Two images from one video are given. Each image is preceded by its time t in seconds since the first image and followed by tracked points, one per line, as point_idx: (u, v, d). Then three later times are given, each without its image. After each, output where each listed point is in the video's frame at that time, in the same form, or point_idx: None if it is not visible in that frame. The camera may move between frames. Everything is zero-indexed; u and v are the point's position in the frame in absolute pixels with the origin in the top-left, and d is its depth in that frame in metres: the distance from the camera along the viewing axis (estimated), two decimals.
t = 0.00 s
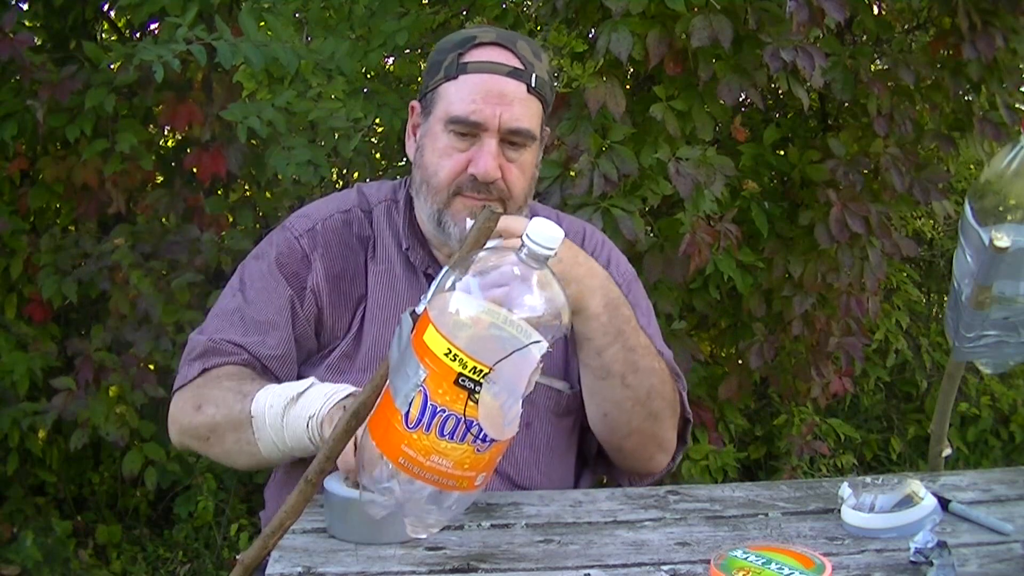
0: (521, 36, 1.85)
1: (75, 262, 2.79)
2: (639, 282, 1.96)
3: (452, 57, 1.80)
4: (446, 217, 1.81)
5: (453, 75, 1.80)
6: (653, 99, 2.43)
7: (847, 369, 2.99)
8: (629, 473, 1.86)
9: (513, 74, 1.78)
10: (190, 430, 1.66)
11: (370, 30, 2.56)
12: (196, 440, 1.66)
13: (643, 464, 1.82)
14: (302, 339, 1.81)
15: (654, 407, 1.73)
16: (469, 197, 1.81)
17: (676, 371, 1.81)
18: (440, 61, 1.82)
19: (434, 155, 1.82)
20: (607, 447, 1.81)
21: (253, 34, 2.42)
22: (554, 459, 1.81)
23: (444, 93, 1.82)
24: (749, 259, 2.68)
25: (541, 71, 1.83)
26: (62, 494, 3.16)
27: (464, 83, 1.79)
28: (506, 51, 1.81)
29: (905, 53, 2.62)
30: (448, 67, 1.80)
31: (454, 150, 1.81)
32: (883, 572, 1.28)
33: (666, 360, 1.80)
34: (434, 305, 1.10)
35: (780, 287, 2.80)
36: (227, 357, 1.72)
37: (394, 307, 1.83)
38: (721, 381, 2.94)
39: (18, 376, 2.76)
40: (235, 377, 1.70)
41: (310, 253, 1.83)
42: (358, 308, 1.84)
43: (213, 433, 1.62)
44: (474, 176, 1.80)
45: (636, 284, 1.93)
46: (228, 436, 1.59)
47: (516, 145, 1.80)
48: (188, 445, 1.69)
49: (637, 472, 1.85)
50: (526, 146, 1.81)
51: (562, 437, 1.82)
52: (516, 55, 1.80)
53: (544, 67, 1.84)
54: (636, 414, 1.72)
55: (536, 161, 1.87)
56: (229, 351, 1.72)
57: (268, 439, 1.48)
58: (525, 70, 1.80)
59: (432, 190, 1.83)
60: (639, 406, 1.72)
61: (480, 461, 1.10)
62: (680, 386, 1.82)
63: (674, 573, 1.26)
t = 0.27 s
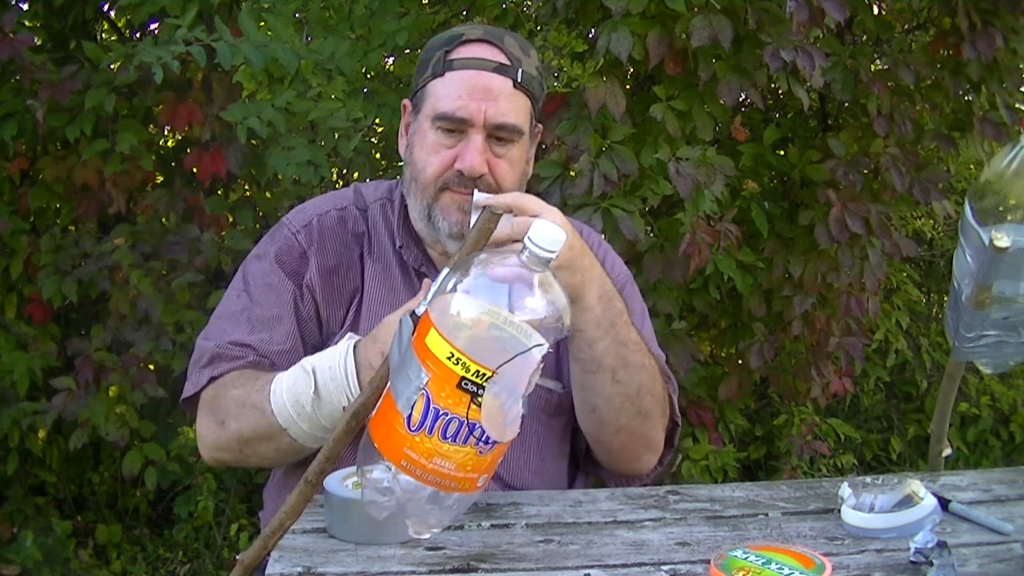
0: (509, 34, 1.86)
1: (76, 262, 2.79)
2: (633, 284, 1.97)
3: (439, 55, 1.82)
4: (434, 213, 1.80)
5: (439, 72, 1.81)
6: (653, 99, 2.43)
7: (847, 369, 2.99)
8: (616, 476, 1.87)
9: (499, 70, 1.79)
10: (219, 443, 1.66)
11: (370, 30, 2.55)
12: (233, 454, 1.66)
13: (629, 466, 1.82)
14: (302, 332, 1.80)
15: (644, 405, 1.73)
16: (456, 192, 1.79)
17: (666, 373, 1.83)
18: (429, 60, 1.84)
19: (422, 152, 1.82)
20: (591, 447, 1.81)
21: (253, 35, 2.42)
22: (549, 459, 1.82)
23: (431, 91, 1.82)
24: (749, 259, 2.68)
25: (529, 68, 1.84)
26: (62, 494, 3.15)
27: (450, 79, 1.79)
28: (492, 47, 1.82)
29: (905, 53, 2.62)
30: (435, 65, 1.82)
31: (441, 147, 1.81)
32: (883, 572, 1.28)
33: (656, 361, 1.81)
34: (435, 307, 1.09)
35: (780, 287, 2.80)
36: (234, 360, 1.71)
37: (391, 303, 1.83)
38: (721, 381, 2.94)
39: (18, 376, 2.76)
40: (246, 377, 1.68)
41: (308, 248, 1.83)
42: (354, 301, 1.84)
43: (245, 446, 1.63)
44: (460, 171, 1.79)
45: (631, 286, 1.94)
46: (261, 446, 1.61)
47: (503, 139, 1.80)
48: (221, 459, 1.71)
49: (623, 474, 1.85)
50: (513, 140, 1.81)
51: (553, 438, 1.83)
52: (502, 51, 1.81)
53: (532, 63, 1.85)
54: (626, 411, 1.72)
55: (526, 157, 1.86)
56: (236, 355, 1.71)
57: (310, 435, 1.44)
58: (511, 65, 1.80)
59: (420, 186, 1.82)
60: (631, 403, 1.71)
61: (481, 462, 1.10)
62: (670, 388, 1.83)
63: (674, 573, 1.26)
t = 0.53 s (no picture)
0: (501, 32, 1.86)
1: (75, 262, 2.79)
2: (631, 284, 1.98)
3: (431, 55, 1.82)
4: (430, 214, 1.80)
5: (431, 73, 1.81)
6: (653, 99, 2.43)
7: (847, 369, 2.99)
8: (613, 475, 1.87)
9: (491, 69, 1.79)
10: (235, 458, 1.66)
11: (370, 30, 2.55)
12: (247, 468, 1.67)
13: (625, 468, 1.82)
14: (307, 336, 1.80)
15: (642, 409, 1.73)
16: (451, 193, 1.80)
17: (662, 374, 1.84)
18: (420, 60, 1.84)
19: (416, 153, 1.82)
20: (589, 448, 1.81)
21: (253, 35, 2.42)
22: (548, 458, 1.82)
23: (423, 91, 1.82)
24: (749, 259, 2.68)
25: (520, 66, 1.83)
26: (62, 494, 3.15)
27: (442, 80, 1.79)
28: (483, 46, 1.82)
29: (905, 53, 2.62)
30: (426, 66, 1.82)
31: (434, 148, 1.81)
32: (883, 572, 1.28)
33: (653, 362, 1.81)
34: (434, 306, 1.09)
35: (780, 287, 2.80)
36: (244, 370, 1.70)
37: (388, 302, 1.82)
38: (721, 381, 2.94)
39: (18, 376, 2.76)
40: (263, 398, 1.67)
41: (307, 251, 1.84)
42: (352, 303, 1.84)
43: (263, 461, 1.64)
44: (453, 172, 1.79)
45: (628, 286, 1.95)
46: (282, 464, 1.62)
47: (496, 139, 1.81)
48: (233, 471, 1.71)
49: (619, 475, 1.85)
50: (506, 140, 1.81)
51: (552, 437, 1.83)
52: (493, 50, 1.81)
53: (524, 61, 1.85)
54: (624, 416, 1.72)
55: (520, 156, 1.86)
56: (245, 365, 1.71)
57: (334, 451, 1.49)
58: (503, 64, 1.80)
59: (415, 187, 1.82)
60: (628, 408, 1.71)
61: (480, 461, 1.10)
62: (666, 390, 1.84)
63: (674, 573, 1.26)
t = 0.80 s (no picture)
0: (501, 35, 1.85)
1: (75, 262, 2.79)
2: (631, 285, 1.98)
3: (431, 61, 1.81)
4: (433, 224, 1.81)
5: (432, 80, 1.80)
6: (653, 99, 2.43)
7: (847, 369, 2.99)
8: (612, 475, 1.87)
9: (492, 76, 1.79)
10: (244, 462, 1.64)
11: (370, 30, 2.55)
12: (252, 468, 1.65)
13: (621, 466, 1.82)
14: (312, 335, 1.80)
15: (640, 408, 1.73)
16: (455, 203, 1.80)
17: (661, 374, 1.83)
18: (420, 66, 1.83)
19: (419, 161, 1.83)
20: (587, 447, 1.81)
21: (253, 35, 2.42)
22: (548, 458, 1.82)
23: (425, 98, 1.82)
24: (749, 259, 2.68)
25: (521, 71, 1.83)
26: (62, 494, 3.15)
27: (443, 87, 1.79)
28: (484, 52, 1.81)
29: (905, 53, 2.62)
30: (427, 72, 1.81)
31: (438, 156, 1.81)
32: (883, 572, 1.28)
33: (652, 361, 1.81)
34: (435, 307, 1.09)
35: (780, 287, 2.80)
36: (250, 369, 1.70)
37: (390, 302, 1.83)
38: (721, 381, 2.94)
39: (18, 376, 2.76)
40: (270, 398, 1.65)
41: (309, 250, 1.85)
42: (355, 301, 1.84)
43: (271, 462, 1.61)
44: (458, 181, 1.79)
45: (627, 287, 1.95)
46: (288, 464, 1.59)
47: (499, 147, 1.80)
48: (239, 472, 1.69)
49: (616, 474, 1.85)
50: (509, 148, 1.80)
51: (552, 437, 1.83)
52: (494, 56, 1.80)
53: (524, 65, 1.84)
54: (623, 414, 1.72)
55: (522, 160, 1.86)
56: (251, 363, 1.71)
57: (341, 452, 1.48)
58: (504, 71, 1.80)
59: (420, 196, 1.83)
60: (627, 407, 1.71)
61: (480, 462, 1.10)
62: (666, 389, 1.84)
63: (674, 573, 1.26)
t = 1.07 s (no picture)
0: (497, 33, 1.84)
1: (75, 262, 2.79)
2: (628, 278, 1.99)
3: (428, 65, 1.80)
4: (435, 226, 1.82)
5: (429, 84, 1.80)
6: (653, 99, 2.43)
7: (847, 369, 2.99)
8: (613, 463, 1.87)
9: (490, 79, 1.77)
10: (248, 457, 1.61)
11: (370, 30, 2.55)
12: (258, 465, 1.62)
13: (630, 447, 1.80)
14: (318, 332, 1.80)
15: (644, 380, 1.73)
16: (457, 205, 1.80)
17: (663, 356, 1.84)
18: (416, 69, 1.83)
19: (420, 165, 1.83)
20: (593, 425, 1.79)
21: (253, 35, 2.42)
22: (548, 456, 1.82)
23: (422, 102, 1.82)
24: (749, 259, 2.68)
25: (517, 71, 1.82)
26: (62, 494, 3.15)
27: (440, 92, 1.79)
28: (480, 54, 1.79)
29: (905, 53, 2.62)
30: (423, 75, 1.80)
31: (438, 160, 1.82)
32: (883, 572, 1.28)
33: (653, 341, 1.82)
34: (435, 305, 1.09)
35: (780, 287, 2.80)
36: (260, 362, 1.70)
37: (392, 300, 1.83)
38: (721, 381, 2.94)
39: (18, 376, 2.76)
40: (274, 392, 1.64)
41: (311, 248, 1.85)
42: (357, 298, 1.84)
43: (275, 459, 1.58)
44: (459, 184, 1.80)
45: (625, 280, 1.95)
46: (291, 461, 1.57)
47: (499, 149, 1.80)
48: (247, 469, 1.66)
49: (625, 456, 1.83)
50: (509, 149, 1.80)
51: (552, 435, 1.83)
52: (491, 58, 1.79)
53: (519, 65, 1.84)
54: (627, 386, 1.71)
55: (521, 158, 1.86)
56: (259, 358, 1.70)
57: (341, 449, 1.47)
58: (501, 73, 1.79)
59: (421, 200, 1.84)
60: (631, 379, 1.71)
61: (480, 461, 1.10)
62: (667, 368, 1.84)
63: (674, 573, 1.26)
